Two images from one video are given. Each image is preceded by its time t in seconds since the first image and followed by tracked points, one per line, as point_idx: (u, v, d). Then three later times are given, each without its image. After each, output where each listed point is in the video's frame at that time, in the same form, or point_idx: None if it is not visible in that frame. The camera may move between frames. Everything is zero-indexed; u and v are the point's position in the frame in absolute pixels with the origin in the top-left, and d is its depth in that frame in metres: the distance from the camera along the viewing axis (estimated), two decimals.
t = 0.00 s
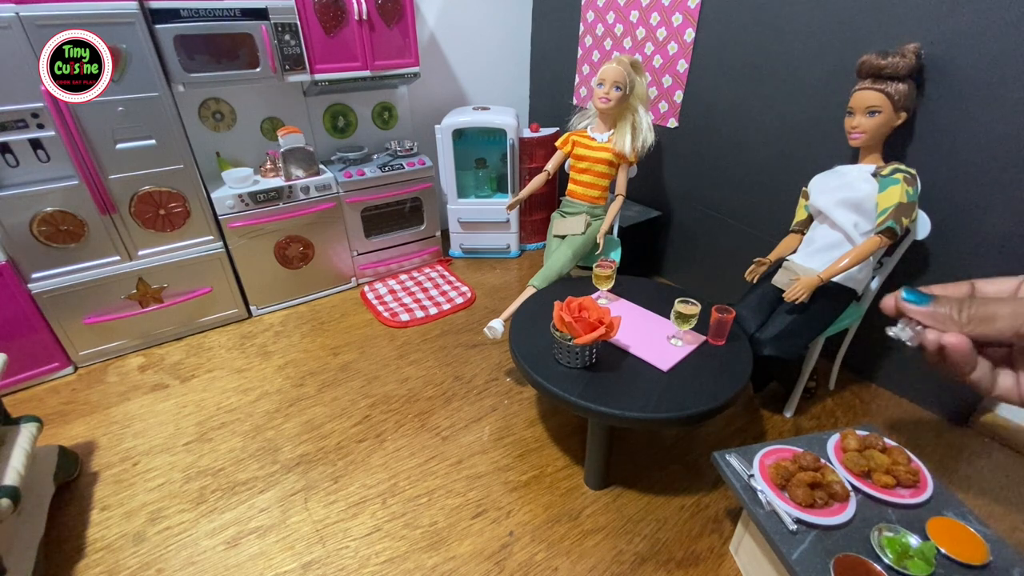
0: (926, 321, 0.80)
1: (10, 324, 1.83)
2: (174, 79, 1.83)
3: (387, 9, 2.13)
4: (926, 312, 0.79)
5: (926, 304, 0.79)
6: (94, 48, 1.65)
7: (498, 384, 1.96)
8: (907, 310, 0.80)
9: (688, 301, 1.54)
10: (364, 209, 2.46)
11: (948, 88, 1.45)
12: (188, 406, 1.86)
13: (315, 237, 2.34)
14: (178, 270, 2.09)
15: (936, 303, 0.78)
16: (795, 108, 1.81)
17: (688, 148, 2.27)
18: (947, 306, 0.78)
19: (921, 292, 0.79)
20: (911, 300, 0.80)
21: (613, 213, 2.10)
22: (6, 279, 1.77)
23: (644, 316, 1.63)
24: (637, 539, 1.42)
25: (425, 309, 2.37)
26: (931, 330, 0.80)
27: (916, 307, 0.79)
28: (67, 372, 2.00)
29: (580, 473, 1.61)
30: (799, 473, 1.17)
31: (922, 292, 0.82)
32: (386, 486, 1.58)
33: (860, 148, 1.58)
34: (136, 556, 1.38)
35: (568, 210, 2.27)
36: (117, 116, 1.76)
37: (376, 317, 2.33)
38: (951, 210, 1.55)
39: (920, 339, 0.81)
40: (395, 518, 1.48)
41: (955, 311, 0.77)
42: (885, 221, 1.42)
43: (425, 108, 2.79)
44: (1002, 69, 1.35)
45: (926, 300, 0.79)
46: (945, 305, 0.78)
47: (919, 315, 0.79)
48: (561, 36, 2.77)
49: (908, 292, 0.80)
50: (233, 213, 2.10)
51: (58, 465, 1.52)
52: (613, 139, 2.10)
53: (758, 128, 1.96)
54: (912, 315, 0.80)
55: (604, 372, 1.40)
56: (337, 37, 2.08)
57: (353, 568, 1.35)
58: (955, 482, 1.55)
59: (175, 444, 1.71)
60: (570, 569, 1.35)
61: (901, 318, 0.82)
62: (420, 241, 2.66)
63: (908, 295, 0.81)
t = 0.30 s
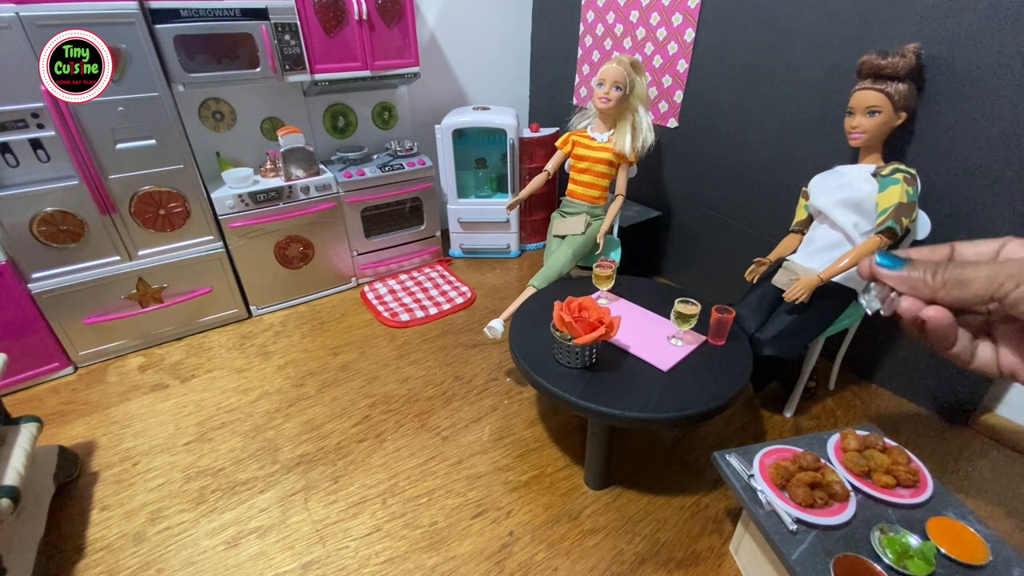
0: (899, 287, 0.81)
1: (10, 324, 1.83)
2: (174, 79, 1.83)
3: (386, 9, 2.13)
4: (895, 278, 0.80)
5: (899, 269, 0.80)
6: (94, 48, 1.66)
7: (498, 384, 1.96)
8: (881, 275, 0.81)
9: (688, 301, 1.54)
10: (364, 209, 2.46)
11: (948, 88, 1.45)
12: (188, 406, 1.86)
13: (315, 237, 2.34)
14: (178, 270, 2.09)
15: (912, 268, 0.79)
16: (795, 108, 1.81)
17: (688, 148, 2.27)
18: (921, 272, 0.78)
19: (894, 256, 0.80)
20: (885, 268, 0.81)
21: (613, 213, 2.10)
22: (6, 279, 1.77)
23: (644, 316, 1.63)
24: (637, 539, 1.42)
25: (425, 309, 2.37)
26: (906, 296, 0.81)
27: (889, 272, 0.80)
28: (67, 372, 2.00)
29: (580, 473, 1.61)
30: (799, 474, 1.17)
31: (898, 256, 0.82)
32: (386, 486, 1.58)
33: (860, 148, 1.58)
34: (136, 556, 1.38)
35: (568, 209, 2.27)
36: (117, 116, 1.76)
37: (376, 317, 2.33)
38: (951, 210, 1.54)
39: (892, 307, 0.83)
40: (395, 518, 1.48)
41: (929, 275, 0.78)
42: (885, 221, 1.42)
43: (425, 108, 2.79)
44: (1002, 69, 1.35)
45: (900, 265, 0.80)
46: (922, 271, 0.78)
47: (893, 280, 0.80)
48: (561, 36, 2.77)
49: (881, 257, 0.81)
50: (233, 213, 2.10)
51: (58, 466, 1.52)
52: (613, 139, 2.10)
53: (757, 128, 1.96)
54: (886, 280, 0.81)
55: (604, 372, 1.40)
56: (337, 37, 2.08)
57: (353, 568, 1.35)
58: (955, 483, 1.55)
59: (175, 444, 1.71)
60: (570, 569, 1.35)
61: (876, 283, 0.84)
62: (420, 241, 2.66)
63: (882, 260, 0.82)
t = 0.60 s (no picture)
0: (887, 286, 0.90)
1: (10, 324, 1.83)
2: (174, 79, 1.83)
3: (386, 9, 2.13)
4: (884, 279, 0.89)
5: (887, 270, 0.89)
6: (94, 48, 1.66)
7: (498, 384, 1.96)
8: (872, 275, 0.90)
9: (688, 301, 1.54)
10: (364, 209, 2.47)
11: (948, 88, 1.45)
12: (188, 406, 1.86)
13: (315, 237, 2.34)
14: (179, 270, 2.09)
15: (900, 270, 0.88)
16: (795, 108, 1.81)
17: (688, 148, 2.27)
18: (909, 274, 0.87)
19: (883, 259, 0.89)
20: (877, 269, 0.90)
21: (613, 213, 2.10)
22: (6, 279, 1.77)
23: (644, 316, 1.63)
24: (637, 539, 1.42)
25: (426, 309, 2.37)
26: (890, 295, 0.90)
27: (878, 273, 0.90)
28: (67, 372, 2.00)
29: (580, 473, 1.61)
30: (799, 474, 1.17)
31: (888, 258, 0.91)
32: (386, 486, 1.58)
33: (860, 148, 1.58)
34: (136, 556, 1.38)
35: (568, 209, 2.27)
36: (117, 116, 1.76)
37: (376, 317, 2.33)
38: (951, 210, 1.54)
39: (876, 305, 0.92)
40: (395, 518, 1.48)
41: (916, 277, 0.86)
42: (884, 221, 1.42)
43: (425, 108, 2.79)
44: (1002, 69, 1.35)
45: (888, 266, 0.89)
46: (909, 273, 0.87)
47: (882, 280, 0.89)
48: (561, 36, 2.77)
49: (872, 259, 0.91)
50: (233, 213, 2.10)
51: (58, 466, 1.52)
52: (613, 139, 2.10)
53: (757, 128, 1.96)
54: (876, 280, 0.90)
55: (604, 372, 1.40)
56: (337, 37, 2.08)
57: (353, 568, 1.35)
58: (955, 483, 1.55)
59: (175, 444, 1.71)
60: (570, 569, 1.35)
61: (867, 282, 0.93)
62: (420, 241, 2.66)
63: (873, 261, 0.91)
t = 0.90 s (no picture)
0: (895, 310, 0.87)
1: (10, 324, 1.83)
2: (174, 79, 1.83)
3: (386, 9, 2.13)
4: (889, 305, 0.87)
5: (896, 295, 0.86)
6: (94, 48, 1.65)
7: (498, 384, 1.96)
8: (877, 299, 0.88)
9: (688, 301, 1.54)
10: (364, 209, 2.47)
11: (947, 88, 1.45)
12: (188, 406, 1.86)
13: (315, 237, 2.34)
14: (179, 270, 2.09)
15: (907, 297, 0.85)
16: (795, 108, 1.81)
17: (688, 148, 2.27)
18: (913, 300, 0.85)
19: (893, 283, 0.86)
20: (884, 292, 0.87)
21: (613, 213, 2.10)
22: (6, 279, 1.77)
23: (644, 316, 1.63)
24: (637, 539, 1.42)
25: (425, 309, 2.37)
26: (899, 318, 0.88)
27: (887, 297, 0.86)
28: (67, 372, 2.00)
29: (580, 473, 1.61)
30: (799, 474, 1.18)
31: (894, 280, 0.88)
32: (386, 486, 1.58)
33: (860, 148, 1.58)
34: (136, 556, 1.38)
35: (568, 210, 2.27)
36: (117, 116, 1.76)
37: (376, 317, 2.33)
38: (951, 209, 1.54)
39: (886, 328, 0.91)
40: (395, 518, 1.48)
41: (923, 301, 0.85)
42: (885, 221, 1.42)
43: (425, 108, 2.79)
44: (1002, 69, 1.35)
45: (896, 290, 0.86)
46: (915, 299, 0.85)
47: (888, 304, 0.87)
48: (561, 36, 2.77)
49: (881, 283, 0.87)
50: (233, 213, 2.10)
51: (58, 466, 1.52)
52: (613, 140, 2.10)
53: (757, 128, 1.96)
54: (882, 304, 0.88)
55: (604, 372, 1.40)
56: (337, 37, 2.08)
57: (353, 568, 1.35)
58: (955, 483, 1.55)
59: (175, 444, 1.71)
60: (570, 569, 1.35)
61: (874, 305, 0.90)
62: (420, 241, 2.66)
63: (880, 284, 0.88)
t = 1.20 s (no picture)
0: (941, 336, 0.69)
1: (10, 324, 1.83)
2: (174, 79, 1.83)
3: (386, 9, 2.13)
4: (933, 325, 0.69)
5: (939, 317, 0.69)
6: (94, 48, 1.65)
7: (498, 384, 1.96)
8: (917, 323, 0.70)
9: (688, 301, 1.54)
10: (364, 209, 2.47)
11: (947, 88, 1.45)
12: (188, 406, 1.86)
13: (315, 237, 2.34)
14: (179, 270, 2.09)
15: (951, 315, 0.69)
16: (795, 108, 1.81)
17: (688, 148, 2.27)
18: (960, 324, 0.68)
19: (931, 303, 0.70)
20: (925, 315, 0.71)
21: (613, 213, 2.10)
22: (6, 279, 1.77)
23: (644, 316, 1.63)
24: (637, 539, 1.42)
25: (425, 309, 2.37)
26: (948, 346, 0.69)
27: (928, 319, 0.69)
28: (67, 372, 2.00)
29: (580, 473, 1.61)
30: (799, 474, 1.18)
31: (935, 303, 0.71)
32: (386, 486, 1.58)
33: (860, 148, 1.58)
34: (136, 556, 1.38)
35: (568, 210, 2.27)
36: (117, 116, 1.76)
37: (376, 317, 2.33)
38: (951, 210, 1.55)
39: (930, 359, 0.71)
40: (395, 518, 1.48)
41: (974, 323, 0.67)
42: (885, 221, 1.42)
43: (425, 108, 2.79)
44: (1002, 69, 1.35)
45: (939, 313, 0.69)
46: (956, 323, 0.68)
47: (932, 329, 0.69)
48: (561, 36, 2.77)
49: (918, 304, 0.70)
50: (233, 213, 2.10)
51: (58, 466, 1.52)
52: (613, 139, 2.10)
53: (757, 128, 1.96)
54: (923, 329, 0.70)
55: (604, 372, 1.40)
56: (337, 37, 2.08)
57: (353, 568, 1.35)
58: (955, 483, 1.55)
59: (175, 444, 1.71)
60: (570, 569, 1.35)
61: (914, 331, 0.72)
62: (420, 241, 2.66)
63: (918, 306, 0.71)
